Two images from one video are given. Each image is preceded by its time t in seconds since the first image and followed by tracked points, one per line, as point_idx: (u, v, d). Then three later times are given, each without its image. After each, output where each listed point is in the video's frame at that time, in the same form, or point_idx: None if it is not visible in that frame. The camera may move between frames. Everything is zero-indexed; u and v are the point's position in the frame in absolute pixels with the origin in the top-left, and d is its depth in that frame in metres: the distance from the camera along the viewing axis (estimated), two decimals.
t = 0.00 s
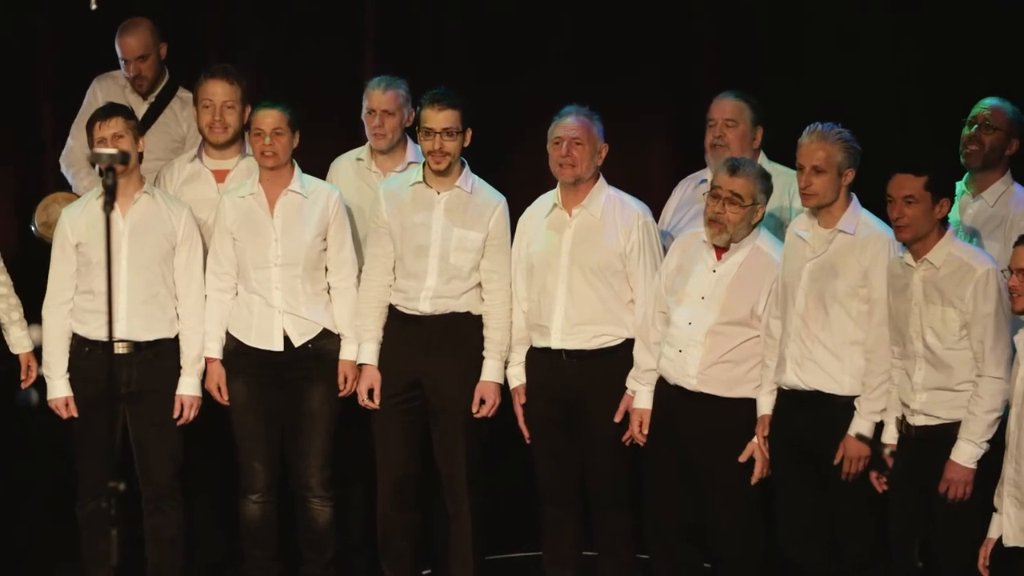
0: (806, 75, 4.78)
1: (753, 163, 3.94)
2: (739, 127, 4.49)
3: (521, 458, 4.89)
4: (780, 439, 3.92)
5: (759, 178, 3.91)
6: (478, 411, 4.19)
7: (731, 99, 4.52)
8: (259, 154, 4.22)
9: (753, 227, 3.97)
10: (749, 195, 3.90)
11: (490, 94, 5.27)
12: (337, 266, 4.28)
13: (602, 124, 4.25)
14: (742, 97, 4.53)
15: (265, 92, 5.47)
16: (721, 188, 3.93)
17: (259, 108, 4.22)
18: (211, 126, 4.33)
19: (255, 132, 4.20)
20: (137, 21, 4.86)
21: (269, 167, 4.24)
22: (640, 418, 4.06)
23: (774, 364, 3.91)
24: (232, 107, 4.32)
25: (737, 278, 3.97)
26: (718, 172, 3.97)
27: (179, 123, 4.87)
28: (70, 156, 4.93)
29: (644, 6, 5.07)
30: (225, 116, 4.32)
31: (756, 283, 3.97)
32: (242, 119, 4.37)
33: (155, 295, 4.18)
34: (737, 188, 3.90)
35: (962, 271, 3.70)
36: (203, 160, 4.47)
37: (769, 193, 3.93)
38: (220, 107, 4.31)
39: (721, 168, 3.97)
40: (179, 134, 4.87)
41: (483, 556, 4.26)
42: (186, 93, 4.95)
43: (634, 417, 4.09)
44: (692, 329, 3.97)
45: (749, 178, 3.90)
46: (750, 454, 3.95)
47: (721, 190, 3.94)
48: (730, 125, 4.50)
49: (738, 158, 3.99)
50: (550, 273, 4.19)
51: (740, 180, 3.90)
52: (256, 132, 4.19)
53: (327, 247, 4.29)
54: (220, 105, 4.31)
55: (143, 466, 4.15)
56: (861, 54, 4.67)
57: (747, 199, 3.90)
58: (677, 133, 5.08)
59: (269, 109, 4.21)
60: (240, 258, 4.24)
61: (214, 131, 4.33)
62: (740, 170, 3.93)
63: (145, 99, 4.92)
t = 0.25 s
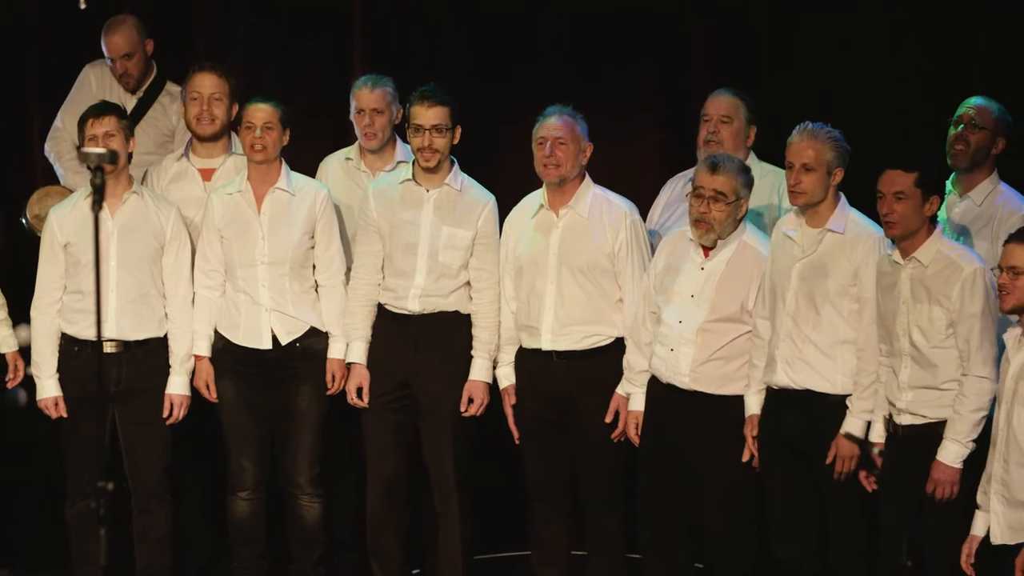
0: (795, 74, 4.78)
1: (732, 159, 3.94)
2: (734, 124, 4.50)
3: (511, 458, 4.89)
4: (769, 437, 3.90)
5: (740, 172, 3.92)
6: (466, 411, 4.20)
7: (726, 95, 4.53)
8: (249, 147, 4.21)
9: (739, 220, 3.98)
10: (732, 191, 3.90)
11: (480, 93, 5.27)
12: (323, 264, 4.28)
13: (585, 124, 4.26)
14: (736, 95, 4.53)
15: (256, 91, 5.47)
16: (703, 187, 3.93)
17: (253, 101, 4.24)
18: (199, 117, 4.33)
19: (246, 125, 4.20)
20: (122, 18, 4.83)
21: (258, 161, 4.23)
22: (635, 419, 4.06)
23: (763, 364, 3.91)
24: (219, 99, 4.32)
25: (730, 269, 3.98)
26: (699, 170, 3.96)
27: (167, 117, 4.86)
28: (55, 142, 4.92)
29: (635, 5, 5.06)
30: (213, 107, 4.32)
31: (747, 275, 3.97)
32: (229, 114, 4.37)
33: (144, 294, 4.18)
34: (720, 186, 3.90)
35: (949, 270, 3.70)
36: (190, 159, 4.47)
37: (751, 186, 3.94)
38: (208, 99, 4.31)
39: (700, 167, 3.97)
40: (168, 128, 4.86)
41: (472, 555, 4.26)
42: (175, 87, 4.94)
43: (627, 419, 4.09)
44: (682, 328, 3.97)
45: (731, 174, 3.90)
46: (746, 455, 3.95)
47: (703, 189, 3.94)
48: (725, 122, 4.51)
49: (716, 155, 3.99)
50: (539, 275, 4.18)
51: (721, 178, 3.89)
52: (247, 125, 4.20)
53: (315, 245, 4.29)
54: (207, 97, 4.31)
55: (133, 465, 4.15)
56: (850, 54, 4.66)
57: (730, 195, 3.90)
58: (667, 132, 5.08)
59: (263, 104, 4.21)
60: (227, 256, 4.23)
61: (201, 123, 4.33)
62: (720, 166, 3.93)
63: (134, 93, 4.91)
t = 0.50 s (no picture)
0: (783, 73, 4.78)
1: (711, 154, 3.95)
2: (727, 123, 4.47)
3: (500, 457, 4.90)
4: (759, 435, 3.89)
5: (720, 167, 3.93)
6: (454, 409, 4.20)
7: (719, 95, 4.49)
8: (246, 147, 4.22)
9: (723, 215, 3.99)
10: (714, 186, 3.91)
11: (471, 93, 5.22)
12: (316, 264, 4.28)
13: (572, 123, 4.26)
14: (729, 94, 4.50)
15: (245, 90, 5.46)
16: (685, 184, 3.94)
17: (250, 100, 4.24)
18: (187, 116, 4.33)
19: (243, 125, 4.20)
20: (114, 18, 4.83)
21: (253, 161, 4.22)
22: (627, 420, 4.09)
23: (751, 363, 3.91)
24: (207, 98, 4.32)
25: (715, 268, 3.99)
26: (680, 168, 3.98)
27: (155, 117, 4.84)
28: (42, 142, 4.92)
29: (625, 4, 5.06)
30: (201, 106, 4.31)
31: (734, 271, 3.99)
32: (217, 112, 4.36)
33: (133, 294, 4.17)
34: (701, 182, 3.92)
35: (938, 269, 3.70)
36: (178, 157, 4.47)
37: (733, 179, 3.95)
38: (196, 98, 4.30)
39: (681, 164, 3.98)
40: (157, 129, 4.85)
41: (461, 555, 4.26)
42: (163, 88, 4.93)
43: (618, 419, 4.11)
44: (672, 327, 3.99)
45: (711, 170, 3.91)
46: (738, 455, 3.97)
47: (686, 186, 3.95)
48: (717, 121, 4.47)
49: (695, 150, 4.01)
50: (526, 275, 4.18)
51: (702, 174, 3.91)
52: (243, 125, 4.20)
53: (308, 244, 4.29)
54: (195, 96, 4.30)
55: (121, 464, 4.14)
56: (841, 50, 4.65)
57: (712, 190, 3.91)
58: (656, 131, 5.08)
59: (258, 103, 4.22)
60: (220, 253, 4.23)
61: (189, 122, 4.33)
62: (700, 163, 3.94)
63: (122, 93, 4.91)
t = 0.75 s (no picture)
0: (770, 73, 4.79)
1: (685, 152, 3.98)
2: (714, 123, 4.49)
3: (486, 457, 4.91)
4: (745, 435, 3.89)
5: (696, 163, 3.95)
6: (441, 409, 4.18)
7: (705, 95, 4.51)
8: (243, 150, 4.21)
9: (703, 214, 3.99)
10: (691, 182, 3.93)
11: (458, 92, 5.23)
12: (310, 267, 4.26)
13: (559, 122, 4.25)
14: (716, 94, 4.51)
15: (230, 90, 5.44)
16: (662, 183, 3.96)
17: (248, 102, 4.23)
18: (173, 117, 4.32)
19: (241, 126, 4.21)
20: (106, 21, 4.78)
21: (252, 163, 4.23)
22: (617, 426, 4.09)
23: (738, 363, 3.91)
24: (194, 98, 4.32)
25: (698, 269, 3.99)
26: (657, 169, 4.00)
27: (142, 110, 4.84)
28: (31, 141, 4.87)
29: (609, 5, 5.07)
30: (187, 106, 4.31)
31: (718, 266, 3.99)
32: (204, 112, 4.36)
33: (121, 293, 4.16)
34: (678, 179, 3.93)
35: (926, 268, 3.71)
36: (165, 157, 4.46)
37: (710, 175, 3.96)
38: (182, 98, 4.30)
39: (657, 164, 4.00)
40: (143, 122, 4.84)
41: (448, 555, 4.27)
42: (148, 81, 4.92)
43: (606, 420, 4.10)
44: (660, 326, 3.98)
45: (687, 166, 3.93)
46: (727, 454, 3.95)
47: (663, 185, 3.96)
48: (704, 121, 4.49)
49: (670, 150, 4.03)
50: (512, 275, 4.17)
51: (678, 171, 3.92)
52: (241, 127, 4.20)
53: (302, 248, 4.27)
54: (182, 96, 4.30)
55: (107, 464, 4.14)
56: (820, 52, 4.68)
57: (690, 186, 3.92)
58: (643, 131, 5.08)
59: (257, 105, 4.21)
60: (213, 249, 4.23)
61: (175, 123, 4.32)
62: (675, 161, 3.96)
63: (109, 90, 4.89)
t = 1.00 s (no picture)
0: (755, 74, 4.79)
1: (660, 151, 3.99)
2: (699, 124, 4.50)
3: (470, 457, 4.93)
4: (730, 435, 3.88)
5: (670, 161, 3.95)
6: (425, 409, 4.18)
7: (690, 95, 4.53)
8: (234, 150, 4.21)
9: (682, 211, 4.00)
10: (666, 180, 3.93)
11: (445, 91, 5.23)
12: (298, 267, 4.27)
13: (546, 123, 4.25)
14: (700, 95, 4.52)
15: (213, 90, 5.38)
16: (638, 183, 3.97)
17: (239, 103, 4.23)
18: (158, 118, 4.32)
19: (232, 127, 4.20)
20: (95, 26, 4.74)
21: (242, 164, 4.22)
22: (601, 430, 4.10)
23: (721, 364, 3.91)
24: (179, 99, 4.32)
25: (679, 269, 3.98)
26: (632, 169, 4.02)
27: (126, 113, 4.80)
28: (16, 144, 4.83)
29: (591, 5, 5.09)
30: (173, 107, 4.31)
31: (701, 262, 3.99)
32: (189, 113, 4.36)
33: (106, 294, 4.16)
34: (653, 178, 3.94)
35: (915, 268, 3.69)
36: (150, 158, 4.45)
37: (686, 172, 3.97)
38: (167, 99, 4.30)
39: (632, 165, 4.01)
40: (127, 124, 4.80)
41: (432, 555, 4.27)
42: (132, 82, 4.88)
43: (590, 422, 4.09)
44: (646, 327, 3.97)
45: (661, 164, 3.94)
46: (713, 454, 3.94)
47: (639, 185, 3.97)
48: (689, 122, 4.50)
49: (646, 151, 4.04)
50: (497, 274, 4.17)
51: (653, 170, 3.94)
52: (233, 128, 4.19)
53: (290, 249, 4.28)
54: (167, 97, 4.30)
55: (92, 464, 4.13)
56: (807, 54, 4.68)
57: (665, 184, 3.93)
58: (628, 132, 5.09)
59: (248, 106, 4.21)
60: (202, 246, 4.22)
61: (160, 124, 4.32)
62: (650, 161, 3.97)
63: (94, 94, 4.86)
